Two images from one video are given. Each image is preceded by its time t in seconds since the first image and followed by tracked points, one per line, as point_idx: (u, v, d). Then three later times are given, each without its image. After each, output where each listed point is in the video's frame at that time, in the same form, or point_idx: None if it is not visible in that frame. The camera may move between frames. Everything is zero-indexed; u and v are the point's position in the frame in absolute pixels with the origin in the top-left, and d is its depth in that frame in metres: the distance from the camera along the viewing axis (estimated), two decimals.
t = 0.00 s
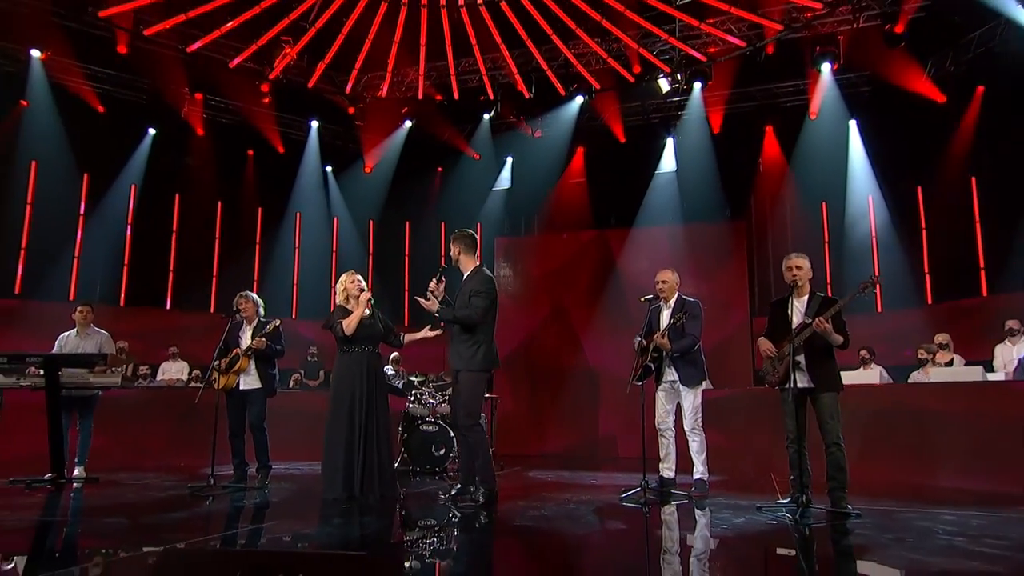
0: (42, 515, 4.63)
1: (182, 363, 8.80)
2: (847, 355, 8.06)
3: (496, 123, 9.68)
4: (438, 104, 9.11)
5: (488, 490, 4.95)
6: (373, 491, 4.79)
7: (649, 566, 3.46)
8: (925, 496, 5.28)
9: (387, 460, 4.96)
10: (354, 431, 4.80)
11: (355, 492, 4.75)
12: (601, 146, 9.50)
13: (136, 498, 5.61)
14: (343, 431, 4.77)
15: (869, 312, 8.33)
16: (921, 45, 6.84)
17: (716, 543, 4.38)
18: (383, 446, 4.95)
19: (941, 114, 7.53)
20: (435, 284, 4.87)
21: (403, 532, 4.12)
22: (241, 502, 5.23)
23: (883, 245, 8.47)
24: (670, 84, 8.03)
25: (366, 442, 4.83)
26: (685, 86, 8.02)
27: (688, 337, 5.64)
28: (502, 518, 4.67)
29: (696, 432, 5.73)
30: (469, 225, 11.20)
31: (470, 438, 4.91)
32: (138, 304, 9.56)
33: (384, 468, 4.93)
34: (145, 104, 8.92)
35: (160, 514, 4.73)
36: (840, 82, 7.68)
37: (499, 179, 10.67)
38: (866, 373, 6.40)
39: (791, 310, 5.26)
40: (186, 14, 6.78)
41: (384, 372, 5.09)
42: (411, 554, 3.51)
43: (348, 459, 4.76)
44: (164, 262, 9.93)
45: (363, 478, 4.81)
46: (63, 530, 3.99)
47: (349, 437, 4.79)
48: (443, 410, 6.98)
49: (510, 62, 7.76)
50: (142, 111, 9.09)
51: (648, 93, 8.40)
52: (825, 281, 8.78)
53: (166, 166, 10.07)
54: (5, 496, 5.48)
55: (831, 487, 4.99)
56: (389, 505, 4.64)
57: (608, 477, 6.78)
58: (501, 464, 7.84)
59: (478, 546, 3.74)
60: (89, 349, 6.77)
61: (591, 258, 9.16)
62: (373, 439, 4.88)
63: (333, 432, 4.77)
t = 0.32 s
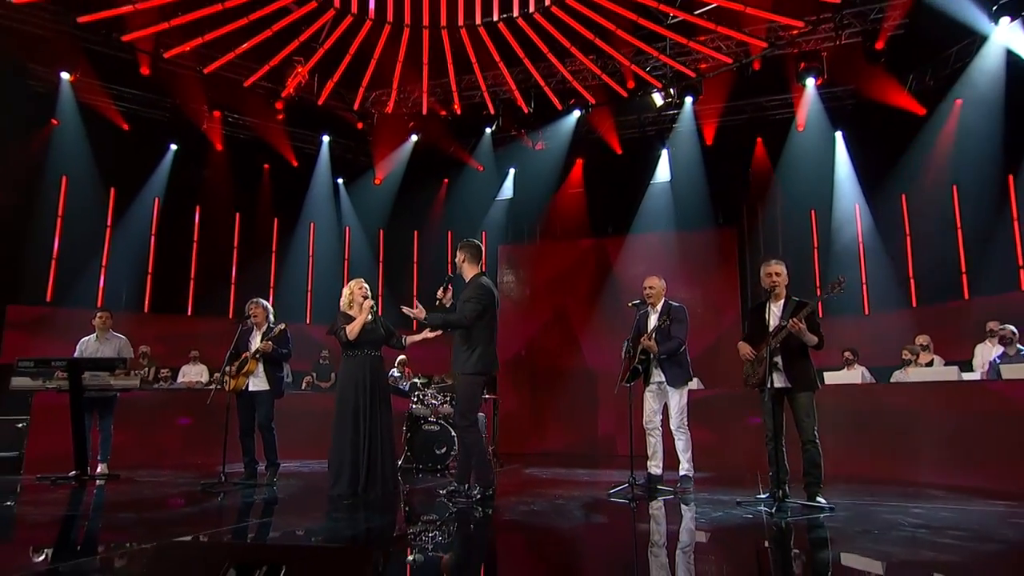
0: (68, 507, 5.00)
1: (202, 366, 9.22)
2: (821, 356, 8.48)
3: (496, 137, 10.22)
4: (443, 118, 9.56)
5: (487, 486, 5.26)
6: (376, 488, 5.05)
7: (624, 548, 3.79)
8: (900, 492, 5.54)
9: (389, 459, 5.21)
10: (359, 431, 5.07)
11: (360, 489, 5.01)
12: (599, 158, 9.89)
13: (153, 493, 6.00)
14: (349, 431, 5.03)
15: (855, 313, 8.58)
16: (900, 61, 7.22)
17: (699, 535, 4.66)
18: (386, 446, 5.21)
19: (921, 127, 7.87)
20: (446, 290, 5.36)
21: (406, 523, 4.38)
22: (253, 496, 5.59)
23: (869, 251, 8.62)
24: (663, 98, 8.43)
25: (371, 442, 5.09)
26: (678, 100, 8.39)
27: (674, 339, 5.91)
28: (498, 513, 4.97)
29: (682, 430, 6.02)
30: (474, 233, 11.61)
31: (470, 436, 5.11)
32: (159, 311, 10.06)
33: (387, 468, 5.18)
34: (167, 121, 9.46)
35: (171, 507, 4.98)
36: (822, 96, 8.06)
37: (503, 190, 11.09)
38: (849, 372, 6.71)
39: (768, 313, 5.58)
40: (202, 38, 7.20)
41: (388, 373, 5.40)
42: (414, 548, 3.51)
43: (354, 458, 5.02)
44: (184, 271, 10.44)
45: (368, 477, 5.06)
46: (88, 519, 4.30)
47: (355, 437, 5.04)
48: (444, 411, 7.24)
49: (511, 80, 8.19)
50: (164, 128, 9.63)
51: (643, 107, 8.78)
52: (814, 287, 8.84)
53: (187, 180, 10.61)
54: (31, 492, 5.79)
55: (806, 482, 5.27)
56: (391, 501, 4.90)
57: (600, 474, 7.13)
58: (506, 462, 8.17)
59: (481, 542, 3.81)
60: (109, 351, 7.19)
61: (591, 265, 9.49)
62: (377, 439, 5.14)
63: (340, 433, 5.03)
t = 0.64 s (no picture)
0: (89, 503, 5.38)
1: (219, 370, 9.54)
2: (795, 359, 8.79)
3: (496, 152, 10.59)
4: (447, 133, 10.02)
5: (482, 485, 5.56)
6: (377, 486, 5.41)
7: (604, 536, 4.17)
8: (873, 490, 5.84)
9: (389, 459, 5.57)
10: (360, 432, 5.43)
11: (360, 487, 5.36)
12: (596, 171, 10.32)
13: (168, 491, 6.40)
14: (350, 432, 5.40)
15: (842, 318, 8.86)
16: (879, 79, 7.57)
17: (682, 530, 4.97)
18: (386, 446, 5.57)
19: (903, 140, 8.22)
20: (454, 297, 5.74)
21: (404, 517, 4.73)
22: (262, 492, 5.98)
23: (856, 257, 8.92)
24: (657, 112, 8.73)
25: (371, 443, 5.45)
26: (670, 114, 8.72)
27: (660, 344, 6.22)
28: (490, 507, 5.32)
29: (668, 431, 6.34)
30: (478, 242, 12.04)
31: (466, 436, 5.41)
32: (177, 319, 10.59)
33: (386, 467, 5.53)
34: (187, 139, 10.00)
35: (181, 505, 5.32)
36: (804, 112, 8.44)
37: (505, 202, 11.49)
38: (833, 375, 7.17)
39: (746, 319, 5.92)
40: (218, 60, 7.68)
41: (388, 377, 5.78)
42: (415, 543, 3.70)
43: (355, 458, 5.37)
44: (202, 281, 11.00)
45: (369, 475, 5.42)
46: (109, 515, 4.65)
47: (356, 438, 5.41)
48: (444, 412, 7.63)
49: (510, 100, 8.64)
50: (185, 146, 10.19)
51: (637, 121, 9.15)
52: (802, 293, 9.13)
53: (204, 194, 11.16)
54: (56, 489, 6.17)
55: (784, 480, 5.56)
56: (391, 498, 5.24)
57: (589, 472, 7.54)
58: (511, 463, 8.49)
59: (483, 536, 4.08)
60: (130, 357, 7.52)
61: (589, 273, 9.84)
62: (376, 440, 5.50)
63: (342, 433, 5.41)
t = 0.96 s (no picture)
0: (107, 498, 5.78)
1: (233, 373, 9.84)
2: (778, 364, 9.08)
3: (496, 165, 11.13)
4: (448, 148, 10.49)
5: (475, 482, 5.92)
6: (375, 484, 5.79)
7: (589, 531, 4.47)
8: (850, 488, 6.14)
9: (387, 459, 5.94)
10: (359, 432, 5.82)
11: (360, 484, 5.75)
12: (594, 182, 10.71)
13: (182, 486, 6.81)
14: (350, 432, 5.78)
15: (830, 322, 9.18)
16: (861, 95, 7.90)
17: (667, 527, 5.29)
18: (383, 446, 5.94)
19: (885, 151, 8.62)
20: (453, 301, 6.04)
21: (400, 512, 5.11)
22: (270, 489, 6.38)
23: (844, 264, 9.20)
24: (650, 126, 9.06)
25: (370, 442, 5.85)
26: (662, 128, 9.07)
27: (646, 348, 6.52)
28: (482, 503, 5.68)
29: (655, 431, 6.68)
30: (481, 250, 12.45)
31: (458, 436, 5.76)
32: (193, 325, 11.11)
33: (384, 466, 5.90)
34: (204, 154, 10.56)
35: (192, 501, 5.71)
36: (789, 125, 8.71)
37: (506, 212, 11.82)
38: (817, 378, 7.64)
39: (727, 325, 6.26)
40: (232, 80, 8.16)
41: (388, 381, 6.19)
42: (417, 539, 3.96)
43: (355, 456, 5.76)
44: (218, 289, 11.55)
45: (367, 473, 5.81)
46: (130, 510, 5.05)
47: (355, 437, 5.79)
48: (445, 414, 7.86)
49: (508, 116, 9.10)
50: (203, 160, 10.75)
51: (631, 135, 9.55)
52: (794, 297, 9.41)
53: (220, 206, 11.72)
54: (79, 484, 6.59)
55: (762, 479, 5.87)
56: (388, 496, 5.62)
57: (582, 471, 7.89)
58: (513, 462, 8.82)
59: (482, 532, 4.36)
60: (151, 361, 7.84)
61: (586, 281, 10.20)
62: (376, 440, 5.89)
63: (342, 434, 5.79)
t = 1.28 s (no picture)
0: (126, 492, 6.20)
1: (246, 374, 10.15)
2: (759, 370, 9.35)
3: (496, 177, 11.61)
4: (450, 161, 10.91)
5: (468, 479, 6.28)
6: (375, 481, 6.18)
7: (574, 526, 4.78)
8: (828, 485, 6.43)
9: (385, 457, 6.33)
10: (359, 432, 6.23)
11: (359, 482, 6.13)
12: (591, 193, 11.13)
13: (195, 480, 7.21)
14: (350, 433, 6.18)
15: (818, 327, 9.61)
16: (841, 112, 8.28)
17: (650, 523, 5.59)
18: (382, 446, 6.33)
19: (870, 164, 8.93)
20: (448, 307, 6.33)
21: (397, 509, 5.49)
22: (274, 486, 6.76)
23: (830, 271, 9.66)
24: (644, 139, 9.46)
25: (370, 440, 6.25)
26: (655, 142, 9.54)
27: (633, 352, 6.82)
28: (474, 501, 6.03)
29: (641, 431, 7.00)
30: (484, 258, 12.87)
31: (450, 437, 6.13)
32: (209, 331, 11.66)
33: (382, 462, 6.28)
34: (220, 168, 11.11)
35: (203, 496, 6.13)
36: (775, 138, 9.05)
37: (506, 221, 12.32)
38: (801, 380, 7.98)
39: (708, 330, 6.59)
40: (246, 97, 8.68)
41: (386, 385, 6.59)
42: (418, 536, 4.01)
43: (354, 452, 6.17)
44: (232, 295, 12.12)
45: (366, 472, 6.20)
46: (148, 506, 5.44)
47: (355, 436, 6.20)
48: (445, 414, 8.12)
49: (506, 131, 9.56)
50: (219, 173, 11.31)
51: (625, 149, 9.99)
52: (783, 305, 9.94)
53: (235, 216, 12.28)
54: (99, 479, 6.99)
55: (741, 477, 6.18)
56: (386, 493, 6.01)
57: (574, 469, 8.26)
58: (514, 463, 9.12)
59: (480, 529, 4.39)
60: (167, 365, 8.12)
61: (582, 287, 10.58)
62: (376, 438, 6.30)
63: (344, 434, 6.19)
